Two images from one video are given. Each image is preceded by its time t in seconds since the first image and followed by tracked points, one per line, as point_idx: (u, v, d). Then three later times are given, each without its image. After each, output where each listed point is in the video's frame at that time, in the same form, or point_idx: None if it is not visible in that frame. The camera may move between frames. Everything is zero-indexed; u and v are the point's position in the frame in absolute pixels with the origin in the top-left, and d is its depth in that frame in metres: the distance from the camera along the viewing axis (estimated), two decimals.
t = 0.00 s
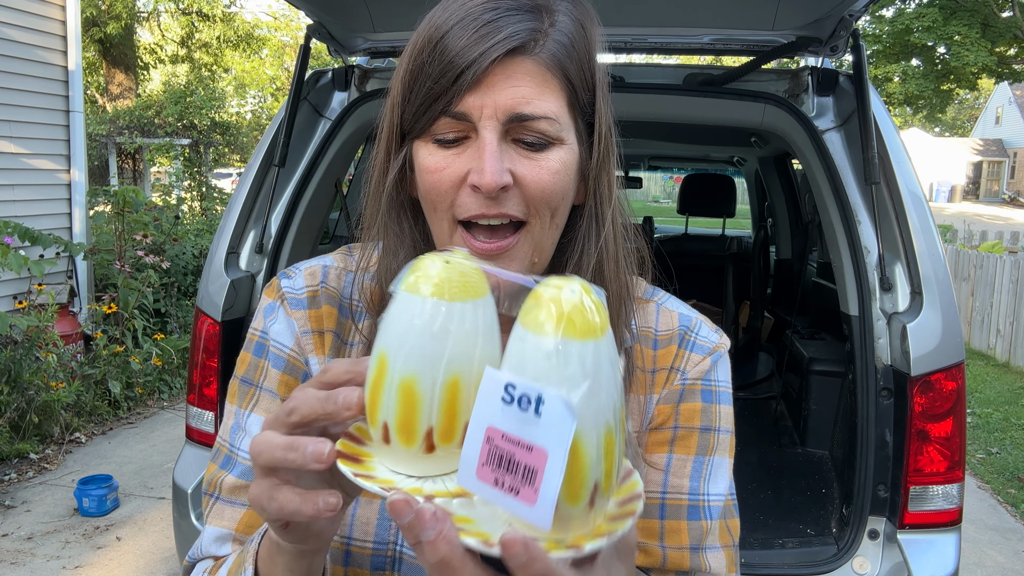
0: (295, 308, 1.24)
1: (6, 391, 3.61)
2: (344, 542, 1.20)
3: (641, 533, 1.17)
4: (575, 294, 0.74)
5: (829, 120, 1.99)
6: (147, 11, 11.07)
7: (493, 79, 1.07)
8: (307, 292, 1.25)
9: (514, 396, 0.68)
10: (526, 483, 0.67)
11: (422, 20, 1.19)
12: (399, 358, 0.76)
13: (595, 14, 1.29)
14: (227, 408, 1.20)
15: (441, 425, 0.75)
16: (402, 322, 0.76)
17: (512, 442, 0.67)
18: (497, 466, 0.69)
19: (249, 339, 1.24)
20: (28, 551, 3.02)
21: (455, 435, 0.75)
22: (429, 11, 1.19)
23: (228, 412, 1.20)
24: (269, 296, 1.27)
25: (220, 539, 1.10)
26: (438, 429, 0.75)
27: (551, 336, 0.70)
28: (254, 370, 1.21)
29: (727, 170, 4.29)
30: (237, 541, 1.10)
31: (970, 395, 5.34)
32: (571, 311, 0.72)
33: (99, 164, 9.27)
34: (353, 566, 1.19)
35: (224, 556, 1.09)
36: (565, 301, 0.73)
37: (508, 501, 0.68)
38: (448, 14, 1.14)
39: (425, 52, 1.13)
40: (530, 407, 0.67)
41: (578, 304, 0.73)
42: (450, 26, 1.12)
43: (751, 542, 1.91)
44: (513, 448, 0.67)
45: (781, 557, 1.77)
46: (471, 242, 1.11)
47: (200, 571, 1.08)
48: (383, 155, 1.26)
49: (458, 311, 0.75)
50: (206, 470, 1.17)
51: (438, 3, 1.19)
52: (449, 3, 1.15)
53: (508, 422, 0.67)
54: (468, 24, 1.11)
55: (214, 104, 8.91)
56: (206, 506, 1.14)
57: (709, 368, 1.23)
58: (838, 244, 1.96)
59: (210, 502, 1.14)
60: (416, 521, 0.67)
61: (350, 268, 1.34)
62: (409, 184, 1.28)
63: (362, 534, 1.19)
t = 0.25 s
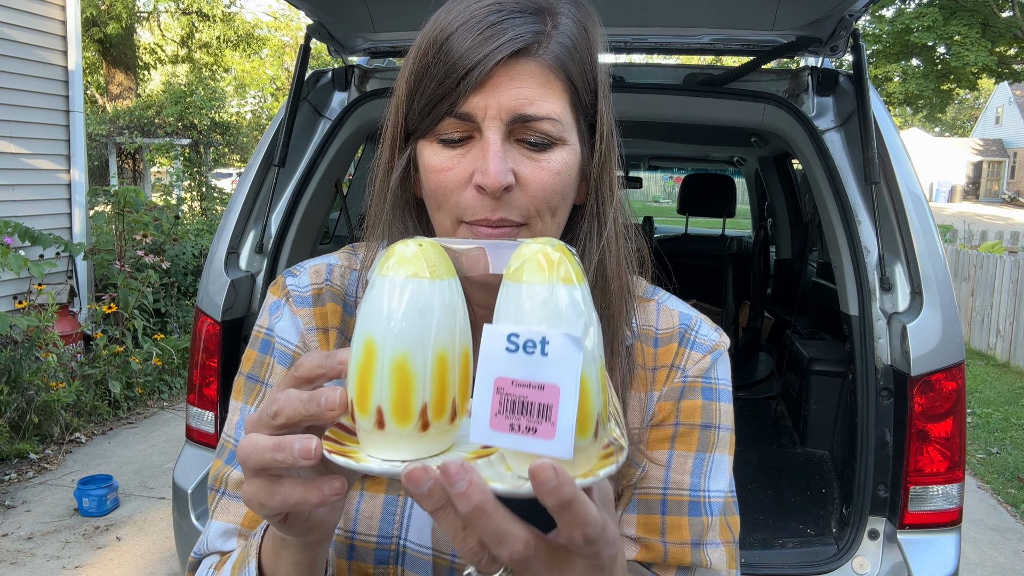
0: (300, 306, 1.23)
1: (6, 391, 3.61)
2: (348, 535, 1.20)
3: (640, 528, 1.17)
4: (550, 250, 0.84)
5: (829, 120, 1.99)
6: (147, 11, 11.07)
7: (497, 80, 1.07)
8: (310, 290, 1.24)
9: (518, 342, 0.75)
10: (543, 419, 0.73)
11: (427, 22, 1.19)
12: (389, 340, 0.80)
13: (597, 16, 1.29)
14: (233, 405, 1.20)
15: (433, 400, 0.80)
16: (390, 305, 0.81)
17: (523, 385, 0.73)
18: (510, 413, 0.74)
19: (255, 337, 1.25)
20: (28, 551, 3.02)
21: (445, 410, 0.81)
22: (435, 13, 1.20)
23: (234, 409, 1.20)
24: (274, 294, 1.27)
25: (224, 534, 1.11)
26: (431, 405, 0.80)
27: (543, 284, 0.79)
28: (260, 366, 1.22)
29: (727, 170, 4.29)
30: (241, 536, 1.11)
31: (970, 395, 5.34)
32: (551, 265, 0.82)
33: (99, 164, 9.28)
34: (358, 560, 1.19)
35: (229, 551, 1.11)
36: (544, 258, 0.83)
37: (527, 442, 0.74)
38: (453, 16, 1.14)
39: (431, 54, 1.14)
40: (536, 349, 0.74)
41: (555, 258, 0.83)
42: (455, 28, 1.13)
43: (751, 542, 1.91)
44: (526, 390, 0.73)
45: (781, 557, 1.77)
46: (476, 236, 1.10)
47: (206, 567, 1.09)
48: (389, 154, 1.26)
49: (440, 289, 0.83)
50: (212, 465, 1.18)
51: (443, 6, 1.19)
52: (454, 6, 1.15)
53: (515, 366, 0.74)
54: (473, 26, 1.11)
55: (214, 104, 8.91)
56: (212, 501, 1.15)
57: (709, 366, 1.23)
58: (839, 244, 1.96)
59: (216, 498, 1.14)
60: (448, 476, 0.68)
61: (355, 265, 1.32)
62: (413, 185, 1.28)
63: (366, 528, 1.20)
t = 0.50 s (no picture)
0: (302, 303, 1.22)
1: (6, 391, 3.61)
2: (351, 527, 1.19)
3: (653, 532, 1.18)
4: (572, 298, 0.91)
5: (829, 120, 1.99)
6: (148, 11, 11.07)
7: (501, 81, 1.07)
8: (314, 288, 1.24)
9: (553, 370, 0.80)
10: (578, 439, 0.78)
11: (430, 23, 1.18)
12: (426, 371, 0.81)
13: (595, 19, 1.30)
14: (235, 402, 1.19)
15: (462, 433, 0.81)
16: (430, 340, 0.83)
17: (559, 409, 0.78)
18: (547, 432, 0.78)
19: (258, 335, 1.23)
20: (28, 551, 3.02)
21: (470, 448, 0.82)
22: (437, 15, 1.19)
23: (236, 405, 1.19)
24: (278, 292, 1.26)
25: (226, 528, 1.11)
26: (459, 439, 0.81)
27: (572, 320, 0.86)
28: (262, 364, 1.20)
29: (727, 170, 4.29)
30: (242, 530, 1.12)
31: (970, 395, 5.34)
32: (578, 307, 0.89)
33: (99, 164, 9.29)
34: (360, 553, 1.19)
35: (231, 545, 1.11)
36: (569, 302, 0.90)
37: (562, 462, 0.78)
38: (457, 19, 1.14)
39: (435, 56, 1.13)
40: (571, 376, 0.79)
41: (578, 302, 0.90)
42: (459, 30, 1.12)
43: (752, 542, 1.90)
44: (562, 413, 0.78)
45: (781, 557, 1.77)
46: (481, 230, 1.08)
47: (207, 561, 1.09)
48: (393, 154, 1.25)
49: (471, 334, 0.86)
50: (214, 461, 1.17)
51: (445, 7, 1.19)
52: (457, 8, 1.15)
53: (554, 391, 0.78)
54: (477, 29, 1.11)
55: (214, 104, 8.90)
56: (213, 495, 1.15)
57: (713, 369, 1.22)
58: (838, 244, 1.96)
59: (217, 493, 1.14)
60: (483, 492, 0.73)
61: (358, 265, 1.32)
62: (416, 185, 1.27)
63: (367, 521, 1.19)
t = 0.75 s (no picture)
0: (305, 300, 1.22)
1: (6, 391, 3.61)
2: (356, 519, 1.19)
3: (654, 527, 1.18)
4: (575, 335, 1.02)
5: (829, 120, 1.99)
6: (147, 11, 11.05)
7: (514, 83, 1.07)
8: (319, 285, 1.24)
9: (569, 390, 0.89)
10: (599, 445, 0.85)
11: (436, 24, 1.17)
12: (450, 400, 0.89)
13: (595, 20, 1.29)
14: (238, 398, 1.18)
15: (484, 459, 0.87)
16: (453, 373, 0.92)
17: (578, 420, 0.86)
18: (570, 442, 0.85)
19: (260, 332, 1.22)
20: (28, 551, 3.02)
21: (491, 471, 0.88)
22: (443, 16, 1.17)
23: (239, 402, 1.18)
24: (281, 291, 1.25)
25: (231, 523, 1.12)
26: (483, 461, 0.87)
27: (580, 350, 0.96)
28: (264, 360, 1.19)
29: (727, 170, 4.29)
30: (248, 525, 1.12)
31: (970, 395, 5.34)
32: (583, 342, 0.99)
33: (98, 164, 9.30)
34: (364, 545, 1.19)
35: (235, 540, 1.12)
36: (574, 338, 1.00)
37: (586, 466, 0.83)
38: (465, 22, 1.12)
39: (444, 58, 1.11)
40: (585, 393, 0.88)
41: (582, 338, 1.01)
42: (469, 33, 1.10)
43: (752, 542, 1.90)
44: (581, 423, 0.86)
45: (780, 557, 1.77)
46: (489, 233, 1.09)
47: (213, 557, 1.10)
48: (397, 154, 1.23)
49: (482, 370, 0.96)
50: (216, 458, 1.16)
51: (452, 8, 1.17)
52: (465, 9, 1.13)
53: (571, 407, 0.87)
54: (488, 33, 1.09)
55: (214, 104, 8.89)
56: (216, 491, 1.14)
57: (712, 368, 1.22)
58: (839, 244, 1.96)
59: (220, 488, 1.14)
60: (506, 499, 0.77)
61: (362, 263, 1.33)
62: (422, 185, 1.25)
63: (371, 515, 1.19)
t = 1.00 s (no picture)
0: (308, 298, 1.22)
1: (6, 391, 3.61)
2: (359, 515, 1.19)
3: (651, 522, 1.18)
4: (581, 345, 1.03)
5: (829, 120, 1.99)
6: (147, 11, 11.05)
7: (511, 86, 1.07)
8: (322, 282, 1.24)
9: (572, 396, 0.89)
10: (600, 450, 0.85)
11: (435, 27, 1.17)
12: (456, 402, 0.90)
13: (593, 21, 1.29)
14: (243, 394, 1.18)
15: (486, 460, 0.87)
16: (459, 376, 0.92)
17: (581, 425, 0.86)
18: (572, 445, 0.85)
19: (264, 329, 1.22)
20: (28, 551, 3.02)
21: (493, 474, 0.88)
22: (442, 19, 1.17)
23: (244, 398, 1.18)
24: (284, 288, 1.25)
25: (236, 517, 1.12)
26: (484, 463, 0.87)
27: (585, 360, 0.96)
28: (268, 357, 1.19)
29: (727, 170, 4.29)
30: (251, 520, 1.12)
31: (970, 395, 5.34)
32: (587, 352, 1.00)
33: (99, 164, 9.31)
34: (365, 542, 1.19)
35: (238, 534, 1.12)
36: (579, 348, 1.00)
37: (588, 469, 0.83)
38: (463, 24, 1.12)
39: (442, 61, 1.11)
40: (588, 401, 0.89)
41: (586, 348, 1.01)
42: (467, 36, 1.10)
43: (752, 542, 1.90)
44: (583, 428, 0.86)
45: (780, 557, 1.77)
46: (488, 233, 1.09)
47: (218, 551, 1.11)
48: (398, 156, 1.24)
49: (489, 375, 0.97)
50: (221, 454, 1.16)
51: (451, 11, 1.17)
52: (463, 12, 1.13)
53: (574, 412, 0.87)
54: (486, 35, 1.09)
55: (214, 104, 8.87)
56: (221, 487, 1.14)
57: (709, 365, 1.22)
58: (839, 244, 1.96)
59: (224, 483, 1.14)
60: (489, 505, 0.79)
61: (365, 262, 1.33)
62: (423, 185, 1.26)
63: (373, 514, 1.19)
